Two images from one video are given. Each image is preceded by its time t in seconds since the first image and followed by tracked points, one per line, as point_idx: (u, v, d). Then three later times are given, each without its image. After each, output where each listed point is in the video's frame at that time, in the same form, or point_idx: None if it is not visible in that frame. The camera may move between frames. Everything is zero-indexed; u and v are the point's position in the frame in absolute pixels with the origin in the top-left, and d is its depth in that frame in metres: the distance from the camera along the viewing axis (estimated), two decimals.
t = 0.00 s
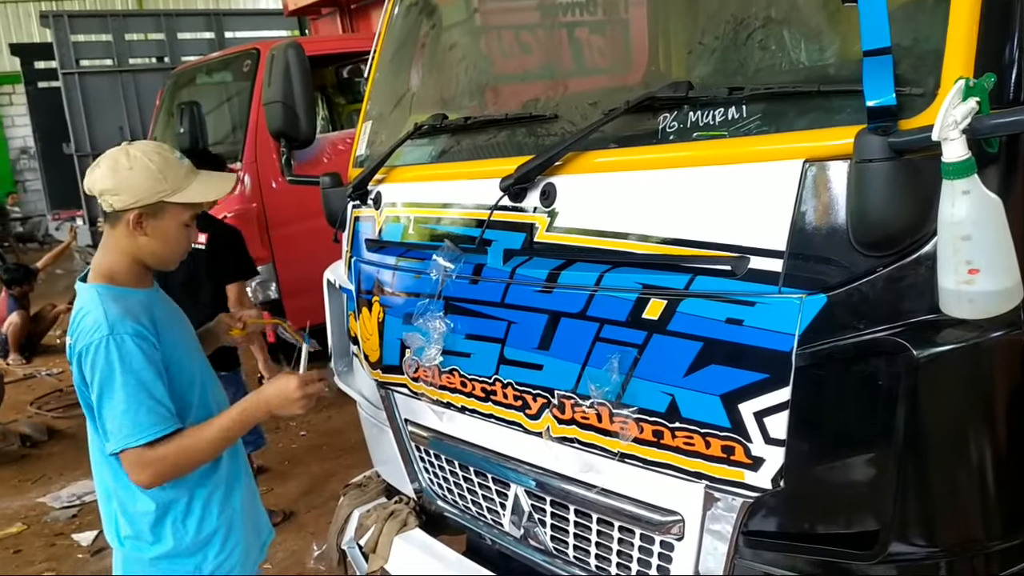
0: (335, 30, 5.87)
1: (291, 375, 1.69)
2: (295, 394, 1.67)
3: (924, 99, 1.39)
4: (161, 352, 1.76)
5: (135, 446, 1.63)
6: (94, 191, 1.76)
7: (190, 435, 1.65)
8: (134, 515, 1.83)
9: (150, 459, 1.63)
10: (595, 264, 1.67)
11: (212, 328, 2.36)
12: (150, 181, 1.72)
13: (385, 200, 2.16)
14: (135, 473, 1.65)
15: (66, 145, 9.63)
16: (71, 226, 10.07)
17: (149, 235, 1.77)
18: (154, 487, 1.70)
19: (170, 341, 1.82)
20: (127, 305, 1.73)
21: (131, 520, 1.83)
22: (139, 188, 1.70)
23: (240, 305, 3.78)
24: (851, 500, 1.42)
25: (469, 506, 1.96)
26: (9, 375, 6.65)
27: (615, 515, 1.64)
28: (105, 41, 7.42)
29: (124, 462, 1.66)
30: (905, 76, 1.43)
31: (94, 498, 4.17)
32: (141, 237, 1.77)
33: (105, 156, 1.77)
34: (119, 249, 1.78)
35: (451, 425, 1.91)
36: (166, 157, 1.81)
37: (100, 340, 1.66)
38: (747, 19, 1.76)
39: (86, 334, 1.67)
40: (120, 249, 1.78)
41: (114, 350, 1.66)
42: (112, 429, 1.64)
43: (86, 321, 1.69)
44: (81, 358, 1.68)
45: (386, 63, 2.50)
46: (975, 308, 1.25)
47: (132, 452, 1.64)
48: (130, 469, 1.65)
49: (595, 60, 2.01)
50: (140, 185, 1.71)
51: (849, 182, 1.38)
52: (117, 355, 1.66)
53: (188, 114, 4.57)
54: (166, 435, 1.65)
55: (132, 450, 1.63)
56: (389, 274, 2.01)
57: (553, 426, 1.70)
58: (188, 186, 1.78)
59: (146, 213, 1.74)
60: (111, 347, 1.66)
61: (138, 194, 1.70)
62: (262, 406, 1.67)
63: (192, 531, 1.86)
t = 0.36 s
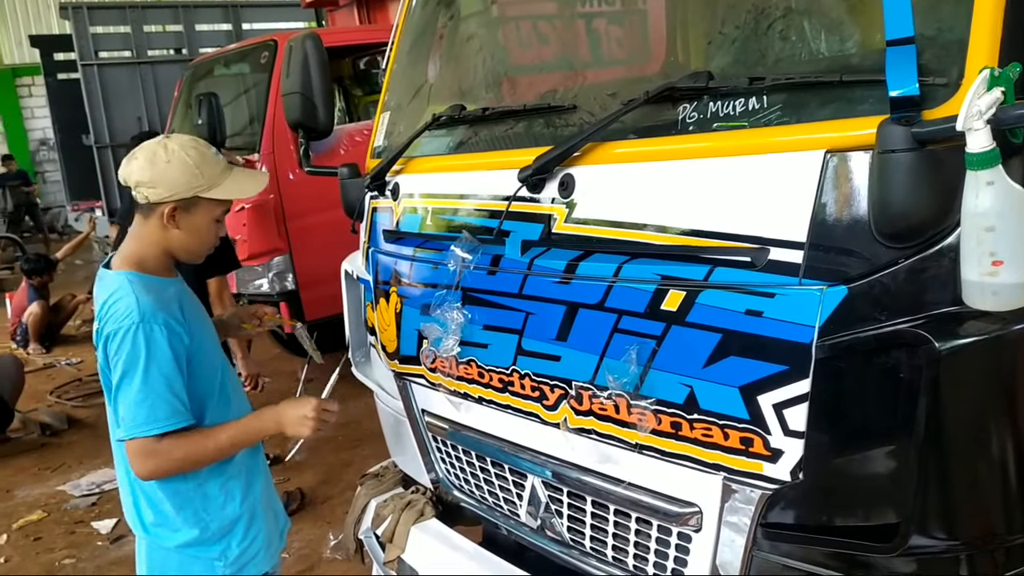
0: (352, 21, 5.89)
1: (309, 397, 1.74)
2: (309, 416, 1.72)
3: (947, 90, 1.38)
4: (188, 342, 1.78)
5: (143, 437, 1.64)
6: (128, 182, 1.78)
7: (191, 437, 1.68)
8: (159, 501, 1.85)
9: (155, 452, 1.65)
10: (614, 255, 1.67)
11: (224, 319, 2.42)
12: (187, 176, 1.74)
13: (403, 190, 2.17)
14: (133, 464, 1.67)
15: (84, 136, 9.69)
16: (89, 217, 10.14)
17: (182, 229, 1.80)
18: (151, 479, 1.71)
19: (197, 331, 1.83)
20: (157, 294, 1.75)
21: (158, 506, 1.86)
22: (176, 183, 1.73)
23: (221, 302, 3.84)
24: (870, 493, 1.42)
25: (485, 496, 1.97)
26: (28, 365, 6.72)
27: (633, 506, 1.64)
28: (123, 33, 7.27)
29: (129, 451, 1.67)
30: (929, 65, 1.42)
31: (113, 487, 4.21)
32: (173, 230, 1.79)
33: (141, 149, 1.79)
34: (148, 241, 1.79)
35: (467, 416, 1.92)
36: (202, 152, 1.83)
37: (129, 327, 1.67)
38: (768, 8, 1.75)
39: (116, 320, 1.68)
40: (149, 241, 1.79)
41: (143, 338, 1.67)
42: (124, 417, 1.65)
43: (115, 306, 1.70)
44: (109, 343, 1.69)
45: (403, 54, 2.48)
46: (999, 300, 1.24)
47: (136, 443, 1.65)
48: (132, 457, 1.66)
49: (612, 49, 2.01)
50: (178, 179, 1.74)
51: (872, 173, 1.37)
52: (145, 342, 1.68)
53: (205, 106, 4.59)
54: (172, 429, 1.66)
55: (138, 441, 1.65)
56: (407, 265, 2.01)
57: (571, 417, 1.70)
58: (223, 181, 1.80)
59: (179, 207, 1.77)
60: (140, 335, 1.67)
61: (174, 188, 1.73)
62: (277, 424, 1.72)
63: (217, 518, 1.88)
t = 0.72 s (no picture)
0: (365, 12, 5.91)
1: (329, 382, 1.76)
2: (328, 406, 1.73)
3: (967, 79, 1.37)
4: (208, 333, 1.78)
5: (166, 427, 1.66)
6: (150, 172, 1.79)
7: (213, 424, 1.69)
8: (174, 488, 1.86)
9: (176, 441, 1.66)
10: (627, 245, 1.66)
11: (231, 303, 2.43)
12: (208, 168, 1.75)
13: (416, 180, 2.18)
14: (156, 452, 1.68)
15: (97, 126, 9.74)
16: (102, 207, 10.21)
17: (201, 221, 1.80)
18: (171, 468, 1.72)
19: (216, 321, 1.84)
20: (177, 284, 1.75)
21: (172, 493, 1.87)
22: (197, 174, 1.74)
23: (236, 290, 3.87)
24: (883, 485, 1.41)
25: (497, 487, 1.98)
26: (42, 353, 6.77)
27: (645, 498, 1.64)
28: (135, 23, 7.43)
29: (151, 440, 1.68)
30: (948, 54, 1.40)
31: (126, 475, 4.24)
32: (192, 222, 1.79)
33: (164, 139, 1.80)
34: (167, 230, 1.79)
35: (479, 406, 1.92)
36: (224, 143, 1.83)
37: (152, 317, 1.68)
38: None
39: (137, 310, 1.69)
40: (168, 231, 1.79)
41: (165, 328, 1.68)
42: (147, 406, 1.66)
43: (136, 297, 1.70)
44: (130, 334, 1.70)
45: (416, 45, 2.52)
46: (1018, 291, 1.22)
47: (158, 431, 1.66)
48: (155, 446, 1.68)
49: (625, 39, 1.98)
50: (198, 170, 1.74)
51: (889, 163, 1.35)
52: (167, 333, 1.68)
53: (218, 96, 4.62)
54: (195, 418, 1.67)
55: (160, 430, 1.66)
56: (420, 255, 2.01)
57: (584, 408, 1.69)
58: (243, 174, 1.81)
59: (199, 199, 1.77)
60: (162, 325, 1.68)
61: (194, 180, 1.74)
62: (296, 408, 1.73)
63: (232, 505, 1.90)
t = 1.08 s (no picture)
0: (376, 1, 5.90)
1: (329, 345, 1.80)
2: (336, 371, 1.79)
3: (987, 66, 1.36)
4: (226, 320, 1.79)
5: (186, 414, 1.67)
6: (169, 163, 1.78)
7: (233, 410, 1.70)
8: (189, 475, 1.88)
9: (196, 427, 1.67)
10: (641, 234, 1.66)
11: (248, 281, 2.44)
12: (229, 158, 1.75)
13: (428, 169, 2.18)
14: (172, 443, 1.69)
15: (109, 115, 9.76)
16: (114, 196, 10.25)
17: (222, 210, 1.81)
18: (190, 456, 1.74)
19: (235, 308, 1.85)
20: (195, 272, 1.76)
21: (187, 480, 1.88)
22: (220, 165, 1.74)
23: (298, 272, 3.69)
24: (897, 475, 1.41)
25: (509, 475, 1.98)
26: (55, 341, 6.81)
27: (657, 486, 1.64)
28: (147, 11, 7.18)
29: (170, 427, 1.69)
30: (966, 42, 1.39)
31: (140, 462, 4.28)
32: (213, 211, 1.80)
33: (182, 129, 1.79)
34: (187, 220, 1.80)
35: (492, 395, 1.93)
36: (242, 131, 1.83)
37: (170, 304, 1.68)
38: None
39: (156, 297, 1.70)
40: (187, 220, 1.80)
41: (184, 316, 1.69)
42: (167, 393, 1.67)
43: (155, 284, 1.71)
44: (150, 321, 1.71)
45: (430, 34, 2.52)
46: None
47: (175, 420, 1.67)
48: (175, 433, 1.68)
49: (639, 27, 1.94)
50: (220, 161, 1.74)
51: (906, 151, 1.34)
52: (186, 320, 1.69)
53: (230, 84, 4.63)
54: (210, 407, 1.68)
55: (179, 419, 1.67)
56: (433, 243, 2.02)
57: (596, 397, 1.69)
58: (263, 162, 1.82)
59: (221, 188, 1.78)
60: (182, 312, 1.69)
61: (217, 171, 1.74)
62: (306, 378, 1.77)
63: (246, 492, 1.91)
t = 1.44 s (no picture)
0: None
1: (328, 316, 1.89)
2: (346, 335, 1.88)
3: (1002, 55, 1.34)
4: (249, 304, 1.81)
5: (238, 386, 1.67)
6: (180, 154, 1.78)
7: (285, 375, 1.74)
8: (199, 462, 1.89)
9: (261, 388, 1.69)
10: (653, 224, 1.66)
11: (260, 261, 2.40)
12: (241, 148, 1.76)
13: (439, 158, 2.17)
14: (240, 413, 1.70)
15: (120, 105, 9.80)
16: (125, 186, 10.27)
17: (234, 199, 1.83)
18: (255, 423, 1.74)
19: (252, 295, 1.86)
20: (213, 261, 1.77)
21: (197, 467, 1.90)
22: (232, 155, 1.75)
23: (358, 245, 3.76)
24: (909, 467, 1.41)
25: (519, 465, 1.99)
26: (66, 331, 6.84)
27: (667, 476, 1.65)
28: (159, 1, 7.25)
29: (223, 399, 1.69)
30: (981, 31, 1.38)
31: (151, 451, 4.30)
32: (225, 200, 1.82)
33: (193, 119, 1.78)
34: (200, 211, 1.81)
35: (502, 384, 1.93)
36: (251, 120, 1.83)
37: (201, 288, 1.70)
38: None
39: (183, 282, 1.70)
40: (199, 209, 1.81)
41: (214, 298, 1.70)
42: (212, 368, 1.68)
43: (175, 271, 1.72)
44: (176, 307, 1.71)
45: (440, 24, 2.51)
46: None
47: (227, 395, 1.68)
48: (240, 397, 1.68)
49: (650, 16, 1.93)
50: (231, 152, 1.74)
51: (920, 141, 1.33)
52: (219, 301, 1.70)
53: (241, 74, 4.64)
54: (266, 374, 1.70)
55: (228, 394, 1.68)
56: (443, 233, 2.02)
57: (607, 387, 1.69)
58: (272, 151, 1.83)
59: (232, 178, 1.80)
60: (214, 294, 1.70)
61: (229, 161, 1.75)
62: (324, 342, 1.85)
63: (256, 479, 1.93)
